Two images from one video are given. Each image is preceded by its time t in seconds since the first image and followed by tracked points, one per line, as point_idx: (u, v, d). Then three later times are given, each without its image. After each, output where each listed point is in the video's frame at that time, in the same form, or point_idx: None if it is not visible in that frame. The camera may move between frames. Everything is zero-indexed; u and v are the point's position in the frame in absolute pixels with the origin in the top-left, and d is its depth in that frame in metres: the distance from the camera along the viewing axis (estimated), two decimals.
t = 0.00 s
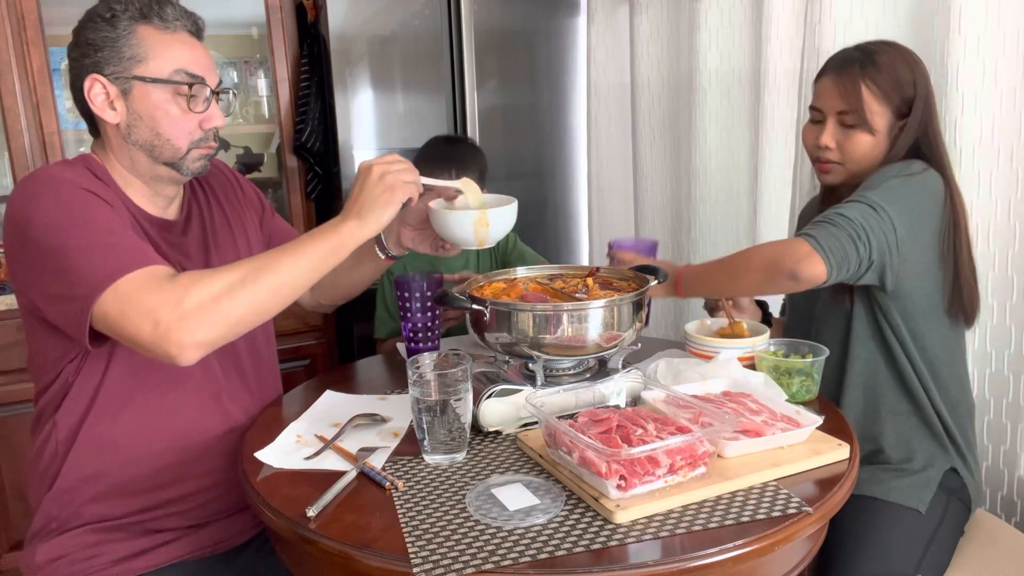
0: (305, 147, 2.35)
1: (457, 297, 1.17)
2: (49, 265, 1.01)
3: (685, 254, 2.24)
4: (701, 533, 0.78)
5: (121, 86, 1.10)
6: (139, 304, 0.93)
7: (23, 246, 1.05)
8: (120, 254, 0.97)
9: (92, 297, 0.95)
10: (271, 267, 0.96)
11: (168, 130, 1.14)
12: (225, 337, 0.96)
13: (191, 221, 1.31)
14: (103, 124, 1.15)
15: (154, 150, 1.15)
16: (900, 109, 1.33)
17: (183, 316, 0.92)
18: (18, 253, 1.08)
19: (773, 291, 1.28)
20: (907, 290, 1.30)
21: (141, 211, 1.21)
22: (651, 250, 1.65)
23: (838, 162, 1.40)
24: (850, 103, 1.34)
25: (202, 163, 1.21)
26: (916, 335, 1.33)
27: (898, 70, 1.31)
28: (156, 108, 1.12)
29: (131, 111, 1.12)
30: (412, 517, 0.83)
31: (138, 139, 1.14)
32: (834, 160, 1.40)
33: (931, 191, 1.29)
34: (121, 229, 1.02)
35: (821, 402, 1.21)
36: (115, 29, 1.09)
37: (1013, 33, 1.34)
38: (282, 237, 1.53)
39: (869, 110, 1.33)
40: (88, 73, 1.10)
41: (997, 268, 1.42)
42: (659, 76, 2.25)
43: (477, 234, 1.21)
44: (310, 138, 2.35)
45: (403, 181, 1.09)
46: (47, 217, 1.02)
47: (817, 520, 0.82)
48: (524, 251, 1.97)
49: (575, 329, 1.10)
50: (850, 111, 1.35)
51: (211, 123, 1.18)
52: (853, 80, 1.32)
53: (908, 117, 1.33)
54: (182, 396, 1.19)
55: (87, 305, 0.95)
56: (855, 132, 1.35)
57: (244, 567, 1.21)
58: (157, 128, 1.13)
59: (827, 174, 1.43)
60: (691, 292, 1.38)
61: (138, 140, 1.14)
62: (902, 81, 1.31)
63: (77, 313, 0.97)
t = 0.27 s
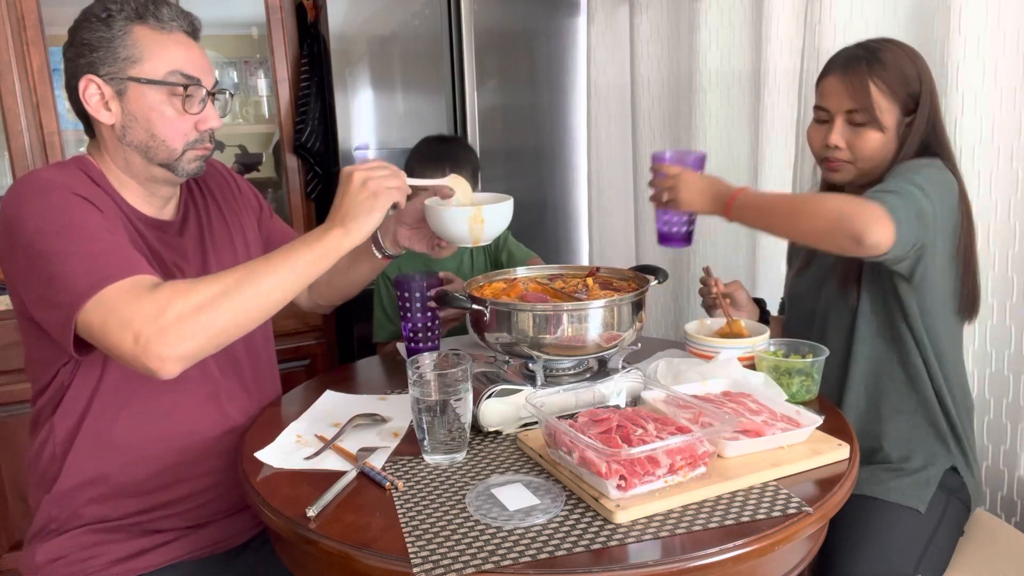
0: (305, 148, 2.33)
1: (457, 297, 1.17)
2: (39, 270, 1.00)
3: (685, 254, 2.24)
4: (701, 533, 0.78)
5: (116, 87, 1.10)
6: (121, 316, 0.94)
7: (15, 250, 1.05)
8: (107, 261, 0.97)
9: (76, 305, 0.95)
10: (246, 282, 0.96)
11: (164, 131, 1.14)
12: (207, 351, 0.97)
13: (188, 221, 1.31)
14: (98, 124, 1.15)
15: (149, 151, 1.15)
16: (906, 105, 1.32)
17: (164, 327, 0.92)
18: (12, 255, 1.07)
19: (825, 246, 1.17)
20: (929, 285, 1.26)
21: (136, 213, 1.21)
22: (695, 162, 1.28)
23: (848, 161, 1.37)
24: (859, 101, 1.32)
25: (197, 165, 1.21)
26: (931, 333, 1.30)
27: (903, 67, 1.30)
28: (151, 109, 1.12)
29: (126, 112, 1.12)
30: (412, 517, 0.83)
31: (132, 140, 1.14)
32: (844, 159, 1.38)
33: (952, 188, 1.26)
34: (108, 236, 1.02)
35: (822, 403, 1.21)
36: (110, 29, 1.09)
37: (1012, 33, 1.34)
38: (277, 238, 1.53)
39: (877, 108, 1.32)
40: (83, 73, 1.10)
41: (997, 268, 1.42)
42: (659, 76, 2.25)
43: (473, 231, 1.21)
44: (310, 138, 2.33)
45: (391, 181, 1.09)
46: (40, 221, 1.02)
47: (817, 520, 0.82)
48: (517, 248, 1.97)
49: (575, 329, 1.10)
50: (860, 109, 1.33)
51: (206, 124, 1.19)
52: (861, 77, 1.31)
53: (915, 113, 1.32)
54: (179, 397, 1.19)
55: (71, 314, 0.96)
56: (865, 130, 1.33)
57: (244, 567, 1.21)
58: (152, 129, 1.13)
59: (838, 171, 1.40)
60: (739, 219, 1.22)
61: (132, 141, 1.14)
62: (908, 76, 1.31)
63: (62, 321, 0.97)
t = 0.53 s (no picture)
0: (305, 147, 2.36)
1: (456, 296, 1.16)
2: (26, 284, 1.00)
3: (685, 254, 2.24)
4: (701, 533, 0.78)
5: (117, 94, 1.10)
6: (103, 357, 0.93)
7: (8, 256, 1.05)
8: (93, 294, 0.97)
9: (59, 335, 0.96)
10: (218, 317, 0.94)
11: (159, 145, 1.13)
12: (180, 387, 0.95)
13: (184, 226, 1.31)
14: (95, 127, 1.15)
15: (142, 160, 1.15)
16: (921, 103, 1.30)
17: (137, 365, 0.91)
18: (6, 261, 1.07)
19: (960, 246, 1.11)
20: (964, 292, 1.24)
21: (131, 217, 1.20)
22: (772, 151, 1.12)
23: (864, 163, 1.35)
24: (876, 101, 1.30)
25: (189, 177, 1.21)
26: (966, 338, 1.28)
27: (917, 66, 1.29)
28: (148, 122, 1.11)
29: (123, 118, 1.11)
30: (413, 517, 0.83)
31: (126, 147, 1.14)
32: (860, 161, 1.35)
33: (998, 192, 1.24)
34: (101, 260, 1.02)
35: (823, 404, 1.21)
36: (118, 37, 1.08)
37: (1013, 33, 1.34)
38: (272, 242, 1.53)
39: (894, 107, 1.30)
40: (85, 75, 1.10)
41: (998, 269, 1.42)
42: (660, 76, 2.25)
43: (436, 239, 1.15)
44: (310, 138, 2.35)
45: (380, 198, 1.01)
46: (38, 222, 1.02)
47: (817, 520, 0.82)
48: (516, 249, 1.97)
49: (575, 329, 1.10)
50: (877, 109, 1.31)
51: (203, 140, 1.18)
52: (875, 77, 1.29)
53: (929, 112, 1.30)
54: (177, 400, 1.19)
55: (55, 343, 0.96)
56: (880, 130, 1.31)
57: (244, 566, 1.21)
58: (148, 141, 1.13)
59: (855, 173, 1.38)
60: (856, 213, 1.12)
61: (127, 147, 1.14)
62: (921, 73, 1.29)
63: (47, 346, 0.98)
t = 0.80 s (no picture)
0: (305, 147, 2.39)
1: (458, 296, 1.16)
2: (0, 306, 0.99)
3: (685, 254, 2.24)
4: (701, 533, 0.78)
5: (128, 104, 1.07)
6: (48, 404, 0.92)
7: None
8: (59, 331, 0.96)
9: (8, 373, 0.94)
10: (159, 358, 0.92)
11: (166, 160, 1.11)
12: (122, 433, 0.94)
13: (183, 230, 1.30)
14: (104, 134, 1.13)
15: (148, 173, 1.12)
16: (945, 104, 1.25)
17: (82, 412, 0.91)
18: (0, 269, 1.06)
19: None
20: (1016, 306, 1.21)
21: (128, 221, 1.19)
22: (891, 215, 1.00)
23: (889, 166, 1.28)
24: (906, 103, 1.23)
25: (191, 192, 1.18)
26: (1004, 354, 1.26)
27: (940, 64, 1.24)
28: (157, 136, 1.09)
29: (132, 129, 1.09)
30: (413, 517, 0.83)
31: (133, 156, 1.11)
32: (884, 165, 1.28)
33: None
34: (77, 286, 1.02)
35: (823, 403, 1.21)
36: (136, 48, 1.06)
37: (1013, 33, 1.34)
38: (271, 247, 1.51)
39: (921, 110, 1.24)
40: (98, 81, 1.08)
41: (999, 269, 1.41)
42: (660, 76, 2.25)
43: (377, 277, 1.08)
44: (310, 138, 2.38)
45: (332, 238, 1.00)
46: (36, 225, 1.03)
47: (817, 520, 0.82)
48: (519, 253, 1.98)
49: (575, 329, 1.10)
50: (905, 111, 1.24)
51: (210, 157, 1.15)
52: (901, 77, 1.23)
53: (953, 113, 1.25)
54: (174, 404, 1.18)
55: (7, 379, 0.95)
56: (907, 132, 1.25)
57: (244, 565, 1.21)
58: (155, 154, 1.10)
59: (877, 178, 1.30)
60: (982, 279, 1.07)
61: (133, 158, 1.11)
62: (944, 71, 1.24)
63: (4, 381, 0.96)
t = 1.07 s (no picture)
0: (305, 147, 2.46)
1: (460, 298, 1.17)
2: None
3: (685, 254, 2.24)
4: (701, 533, 0.78)
5: (137, 112, 1.07)
6: None
7: None
8: (30, 362, 0.94)
9: None
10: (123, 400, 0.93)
11: (172, 168, 1.10)
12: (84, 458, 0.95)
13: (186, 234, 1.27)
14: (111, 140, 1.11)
15: (154, 181, 1.11)
16: (962, 105, 1.22)
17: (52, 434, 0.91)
18: None
19: None
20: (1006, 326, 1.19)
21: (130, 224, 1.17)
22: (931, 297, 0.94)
23: (904, 161, 1.24)
24: (924, 95, 1.21)
25: (196, 203, 1.17)
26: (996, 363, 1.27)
27: (960, 60, 1.22)
28: (163, 145, 1.08)
29: (139, 137, 1.08)
30: (413, 517, 0.83)
31: (139, 163, 1.10)
32: (898, 159, 1.25)
33: None
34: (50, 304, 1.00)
35: (824, 404, 1.21)
36: (149, 56, 1.06)
37: (1012, 33, 1.34)
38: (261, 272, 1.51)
39: (940, 104, 1.21)
40: (109, 87, 1.07)
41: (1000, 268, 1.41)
42: (659, 77, 2.25)
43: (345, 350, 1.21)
44: (310, 138, 2.45)
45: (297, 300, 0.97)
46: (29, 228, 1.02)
47: (817, 520, 0.82)
48: (524, 252, 1.99)
49: (575, 329, 1.10)
50: (923, 103, 1.21)
51: (216, 168, 1.14)
52: (924, 69, 1.21)
53: (968, 117, 1.23)
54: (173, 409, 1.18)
55: None
56: (924, 127, 1.22)
57: (243, 565, 1.21)
58: (161, 163, 1.09)
59: (891, 174, 1.26)
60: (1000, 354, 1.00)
61: (139, 164, 1.10)
62: (964, 70, 1.22)
63: None
